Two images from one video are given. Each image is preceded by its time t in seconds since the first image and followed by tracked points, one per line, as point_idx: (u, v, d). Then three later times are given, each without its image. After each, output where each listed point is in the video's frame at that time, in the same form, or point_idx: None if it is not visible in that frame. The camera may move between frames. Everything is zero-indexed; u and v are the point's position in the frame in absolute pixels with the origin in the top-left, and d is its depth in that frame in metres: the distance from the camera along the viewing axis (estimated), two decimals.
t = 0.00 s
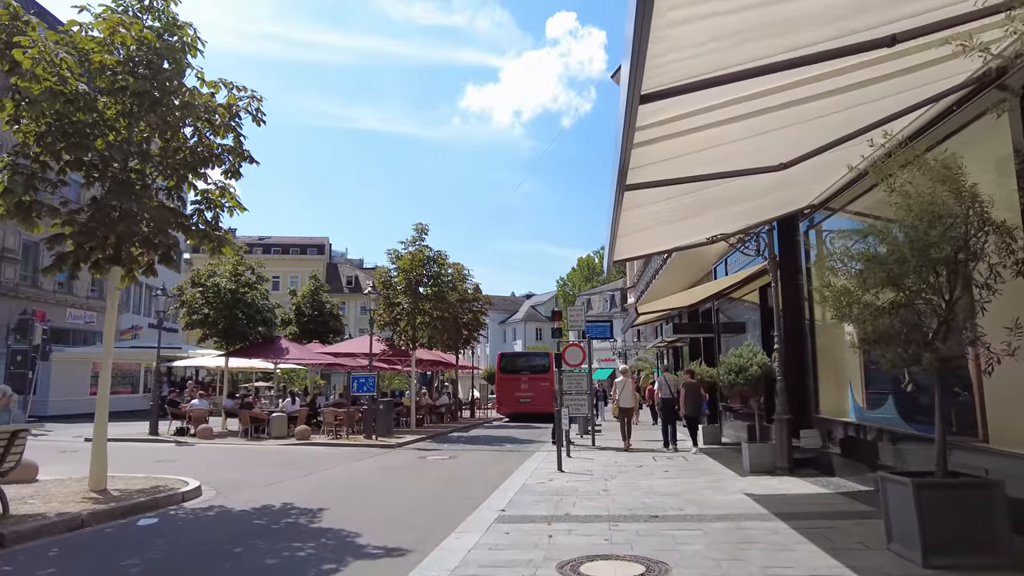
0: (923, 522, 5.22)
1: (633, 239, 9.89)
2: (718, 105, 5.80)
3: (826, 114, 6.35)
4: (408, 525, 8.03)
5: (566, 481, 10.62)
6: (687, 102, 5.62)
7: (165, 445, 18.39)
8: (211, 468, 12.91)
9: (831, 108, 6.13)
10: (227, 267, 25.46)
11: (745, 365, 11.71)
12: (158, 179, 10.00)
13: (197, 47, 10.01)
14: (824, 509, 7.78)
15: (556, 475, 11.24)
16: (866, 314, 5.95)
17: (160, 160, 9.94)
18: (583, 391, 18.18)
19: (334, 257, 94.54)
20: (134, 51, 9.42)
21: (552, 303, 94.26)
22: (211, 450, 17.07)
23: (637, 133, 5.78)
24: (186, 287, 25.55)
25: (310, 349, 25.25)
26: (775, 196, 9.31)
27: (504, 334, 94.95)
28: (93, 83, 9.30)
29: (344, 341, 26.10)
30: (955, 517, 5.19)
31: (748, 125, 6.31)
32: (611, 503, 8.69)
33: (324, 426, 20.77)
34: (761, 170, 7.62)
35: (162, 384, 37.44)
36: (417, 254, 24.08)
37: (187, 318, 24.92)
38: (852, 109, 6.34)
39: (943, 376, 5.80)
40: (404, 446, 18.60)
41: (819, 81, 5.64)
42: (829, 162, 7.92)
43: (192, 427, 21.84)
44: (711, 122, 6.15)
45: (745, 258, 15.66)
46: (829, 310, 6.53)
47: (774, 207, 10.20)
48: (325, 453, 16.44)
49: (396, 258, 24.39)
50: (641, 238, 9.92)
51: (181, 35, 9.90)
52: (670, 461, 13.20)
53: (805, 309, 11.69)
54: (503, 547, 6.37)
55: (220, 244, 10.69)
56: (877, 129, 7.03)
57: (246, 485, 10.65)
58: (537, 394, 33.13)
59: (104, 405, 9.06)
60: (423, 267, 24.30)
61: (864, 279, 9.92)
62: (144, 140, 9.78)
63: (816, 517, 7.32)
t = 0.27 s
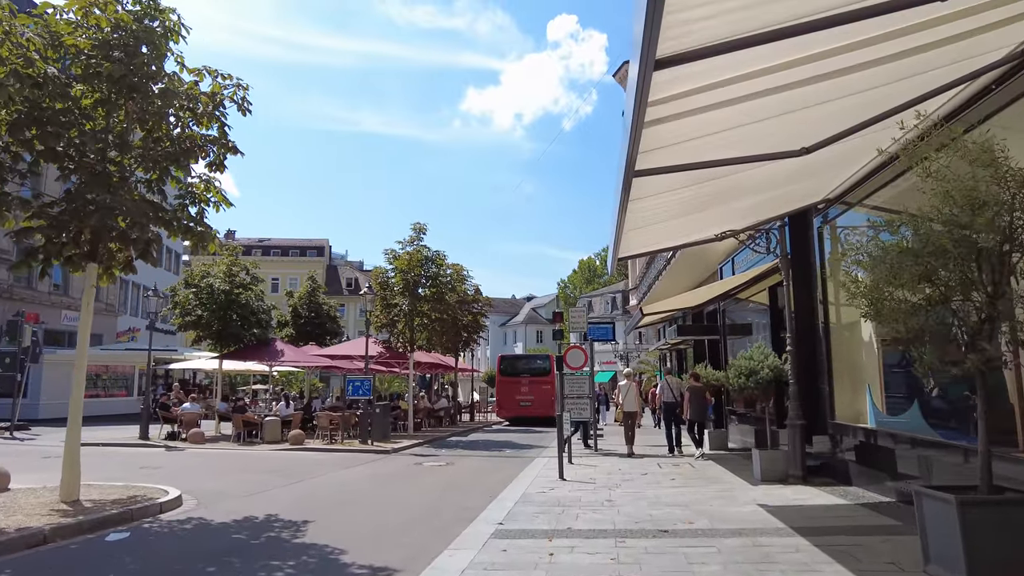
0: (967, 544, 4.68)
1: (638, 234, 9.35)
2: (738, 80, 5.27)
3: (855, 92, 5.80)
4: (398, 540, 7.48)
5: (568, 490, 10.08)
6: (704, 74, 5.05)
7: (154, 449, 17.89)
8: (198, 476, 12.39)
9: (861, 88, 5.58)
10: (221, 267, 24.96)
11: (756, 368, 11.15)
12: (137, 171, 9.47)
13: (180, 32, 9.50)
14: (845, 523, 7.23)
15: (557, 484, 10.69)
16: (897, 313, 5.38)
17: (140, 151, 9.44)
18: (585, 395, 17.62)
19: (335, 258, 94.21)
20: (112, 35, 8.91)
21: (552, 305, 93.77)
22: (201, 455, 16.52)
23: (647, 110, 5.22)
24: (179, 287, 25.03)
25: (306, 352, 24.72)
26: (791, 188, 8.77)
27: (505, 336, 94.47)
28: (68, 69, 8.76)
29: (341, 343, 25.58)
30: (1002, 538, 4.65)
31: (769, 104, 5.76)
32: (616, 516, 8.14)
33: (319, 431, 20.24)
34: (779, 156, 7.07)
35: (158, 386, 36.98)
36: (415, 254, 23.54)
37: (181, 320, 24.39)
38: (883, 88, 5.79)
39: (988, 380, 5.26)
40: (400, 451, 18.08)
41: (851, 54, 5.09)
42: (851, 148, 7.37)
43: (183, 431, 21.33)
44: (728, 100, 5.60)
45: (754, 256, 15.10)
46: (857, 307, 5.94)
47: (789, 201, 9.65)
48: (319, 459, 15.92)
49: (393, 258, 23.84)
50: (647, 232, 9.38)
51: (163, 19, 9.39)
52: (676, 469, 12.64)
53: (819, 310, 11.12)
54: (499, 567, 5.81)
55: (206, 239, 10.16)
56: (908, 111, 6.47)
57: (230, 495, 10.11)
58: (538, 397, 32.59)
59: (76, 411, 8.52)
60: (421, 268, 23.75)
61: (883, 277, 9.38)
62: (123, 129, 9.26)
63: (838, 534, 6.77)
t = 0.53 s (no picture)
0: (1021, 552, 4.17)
1: (645, 219, 8.82)
2: (763, 33, 4.75)
3: (888, 53, 5.26)
4: (388, 546, 6.95)
5: (571, 492, 9.55)
6: (725, 26, 4.54)
7: (143, 449, 17.39)
8: (183, 477, 11.87)
9: (897, 48, 5.05)
10: (214, 263, 24.45)
11: (768, 363, 10.61)
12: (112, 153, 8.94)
13: (158, 7, 9.01)
14: (872, 529, 6.70)
15: (559, 486, 10.16)
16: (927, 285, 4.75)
17: (119, 133, 8.94)
18: (587, 393, 17.06)
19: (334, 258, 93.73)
20: (84, 7, 8.41)
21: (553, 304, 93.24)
22: (189, 456, 15.98)
23: (661, 67, 4.68)
24: (171, 283, 24.50)
25: (300, 350, 24.17)
26: (808, 169, 8.23)
27: (505, 336, 93.97)
28: (35, 43, 8.25)
29: (336, 341, 25.07)
30: None
31: (794, 64, 5.26)
32: (623, 521, 7.61)
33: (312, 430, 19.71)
34: (800, 128, 6.53)
35: (153, 385, 36.49)
36: (413, 249, 22.96)
37: (172, 317, 23.87)
38: (922, 47, 5.25)
39: None
40: (396, 451, 17.56)
41: (890, 6, 4.57)
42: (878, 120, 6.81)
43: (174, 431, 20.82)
44: (751, 57, 5.06)
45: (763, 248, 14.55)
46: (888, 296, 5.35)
47: (805, 184, 9.11)
48: (312, 459, 15.40)
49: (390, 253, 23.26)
50: (654, 218, 8.84)
51: None
52: (683, 469, 12.11)
53: (833, 302, 10.56)
54: None
55: (189, 226, 9.59)
56: (945, 76, 5.91)
57: (214, 498, 9.58)
58: (538, 396, 32.06)
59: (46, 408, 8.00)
60: (419, 263, 23.15)
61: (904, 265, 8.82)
62: (98, 108, 8.75)
63: (867, 541, 6.23)
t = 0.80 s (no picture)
0: None
1: (658, 209, 8.28)
2: None
3: (938, 13, 4.74)
4: (381, 560, 6.41)
5: (578, 501, 9.01)
6: None
7: (135, 452, 16.90)
8: (172, 483, 11.35)
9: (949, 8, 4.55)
10: (210, 261, 23.95)
11: (784, 365, 10.05)
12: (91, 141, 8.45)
13: None
14: (908, 545, 6.17)
15: (565, 494, 9.62)
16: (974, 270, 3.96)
17: (97, 120, 8.44)
18: (592, 395, 16.47)
19: (335, 258, 93.25)
20: None
21: (554, 304, 92.71)
22: (180, 459, 15.45)
23: (690, 20, 4.22)
24: (166, 282, 23.97)
25: (297, 350, 23.61)
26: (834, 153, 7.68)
27: (506, 336, 93.48)
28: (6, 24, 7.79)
29: (334, 341, 24.54)
30: None
31: (833, 27, 4.75)
32: (635, 533, 7.07)
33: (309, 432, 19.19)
34: (833, 103, 5.98)
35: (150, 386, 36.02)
36: (412, 247, 22.43)
37: (167, 316, 23.35)
38: (977, 9, 4.74)
39: None
40: (395, 453, 17.05)
41: None
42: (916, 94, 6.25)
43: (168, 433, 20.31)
44: (786, 18, 4.57)
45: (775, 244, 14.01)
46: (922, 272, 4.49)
47: (827, 172, 8.56)
48: (308, 462, 14.88)
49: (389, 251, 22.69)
50: (668, 208, 8.30)
51: None
52: (694, 475, 11.57)
53: (853, 297, 9.96)
54: None
55: (175, 217, 9.00)
56: (999, 44, 5.38)
57: (200, 506, 9.06)
58: (540, 397, 31.53)
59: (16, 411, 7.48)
60: (419, 261, 22.62)
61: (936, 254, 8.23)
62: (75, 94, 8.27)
63: (904, 558, 5.70)
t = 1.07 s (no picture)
0: None
1: (676, 190, 7.75)
2: None
3: None
4: (377, 565, 5.89)
5: (589, 504, 8.52)
6: None
7: (130, 450, 16.46)
8: (162, 483, 10.89)
9: None
10: (209, 257, 23.52)
11: (807, 359, 9.50)
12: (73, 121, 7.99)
13: None
14: (952, 553, 5.66)
15: (575, 496, 9.12)
16: None
17: (79, 99, 7.98)
18: (601, 393, 15.92)
19: (339, 257, 92.98)
20: None
21: (559, 303, 92.19)
22: (176, 458, 14.99)
23: None
24: (165, 278, 23.54)
25: (298, 347, 23.15)
26: (864, 126, 7.15)
27: (511, 336, 93.00)
28: None
29: (336, 338, 24.09)
30: None
31: None
32: (652, 539, 6.58)
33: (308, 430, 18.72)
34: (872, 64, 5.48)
35: (151, 384, 35.65)
36: (415, 242, 21.97)
37: (165, 313, 22.90)
38: None
39: None
40: (397, 453, 16.57)
41: None
42: (961, 54, 5.74)
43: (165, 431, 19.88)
44: None
45: (791, 234, 13.47)
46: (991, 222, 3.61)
47: (855, 151, 8.04)
48: (307, 462, 14.42)
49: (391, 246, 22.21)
50: (686, 189, 7.78)
51: None
52: (708, 476, 11.05)
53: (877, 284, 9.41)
54: None
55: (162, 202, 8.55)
56: None
57: (188, 506, 8.56)
58: (546, 396, 31.03)
59: None
60: (423, 257, 22.15)
61: (973, 234, 7.70)
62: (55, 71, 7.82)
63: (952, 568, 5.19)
